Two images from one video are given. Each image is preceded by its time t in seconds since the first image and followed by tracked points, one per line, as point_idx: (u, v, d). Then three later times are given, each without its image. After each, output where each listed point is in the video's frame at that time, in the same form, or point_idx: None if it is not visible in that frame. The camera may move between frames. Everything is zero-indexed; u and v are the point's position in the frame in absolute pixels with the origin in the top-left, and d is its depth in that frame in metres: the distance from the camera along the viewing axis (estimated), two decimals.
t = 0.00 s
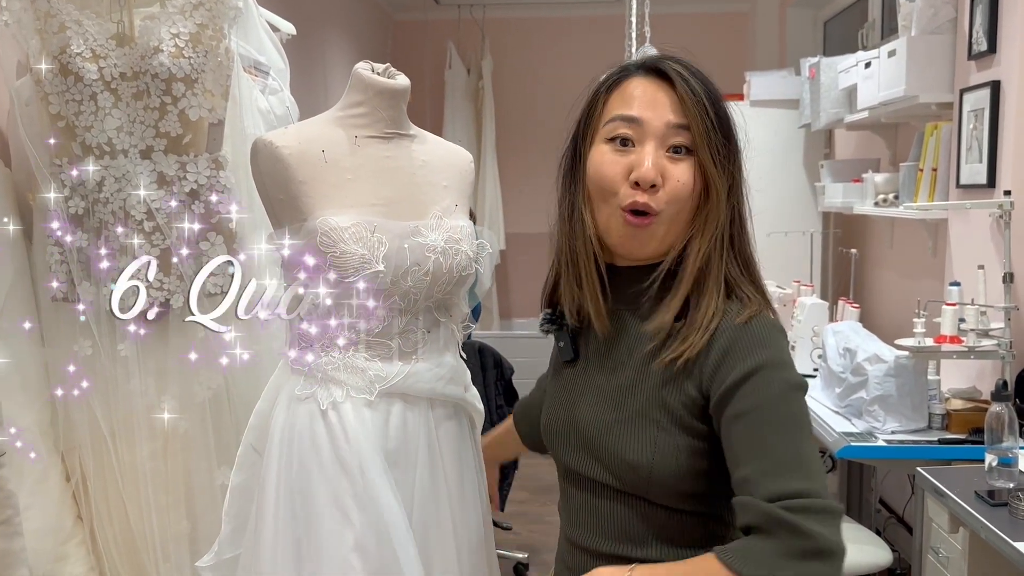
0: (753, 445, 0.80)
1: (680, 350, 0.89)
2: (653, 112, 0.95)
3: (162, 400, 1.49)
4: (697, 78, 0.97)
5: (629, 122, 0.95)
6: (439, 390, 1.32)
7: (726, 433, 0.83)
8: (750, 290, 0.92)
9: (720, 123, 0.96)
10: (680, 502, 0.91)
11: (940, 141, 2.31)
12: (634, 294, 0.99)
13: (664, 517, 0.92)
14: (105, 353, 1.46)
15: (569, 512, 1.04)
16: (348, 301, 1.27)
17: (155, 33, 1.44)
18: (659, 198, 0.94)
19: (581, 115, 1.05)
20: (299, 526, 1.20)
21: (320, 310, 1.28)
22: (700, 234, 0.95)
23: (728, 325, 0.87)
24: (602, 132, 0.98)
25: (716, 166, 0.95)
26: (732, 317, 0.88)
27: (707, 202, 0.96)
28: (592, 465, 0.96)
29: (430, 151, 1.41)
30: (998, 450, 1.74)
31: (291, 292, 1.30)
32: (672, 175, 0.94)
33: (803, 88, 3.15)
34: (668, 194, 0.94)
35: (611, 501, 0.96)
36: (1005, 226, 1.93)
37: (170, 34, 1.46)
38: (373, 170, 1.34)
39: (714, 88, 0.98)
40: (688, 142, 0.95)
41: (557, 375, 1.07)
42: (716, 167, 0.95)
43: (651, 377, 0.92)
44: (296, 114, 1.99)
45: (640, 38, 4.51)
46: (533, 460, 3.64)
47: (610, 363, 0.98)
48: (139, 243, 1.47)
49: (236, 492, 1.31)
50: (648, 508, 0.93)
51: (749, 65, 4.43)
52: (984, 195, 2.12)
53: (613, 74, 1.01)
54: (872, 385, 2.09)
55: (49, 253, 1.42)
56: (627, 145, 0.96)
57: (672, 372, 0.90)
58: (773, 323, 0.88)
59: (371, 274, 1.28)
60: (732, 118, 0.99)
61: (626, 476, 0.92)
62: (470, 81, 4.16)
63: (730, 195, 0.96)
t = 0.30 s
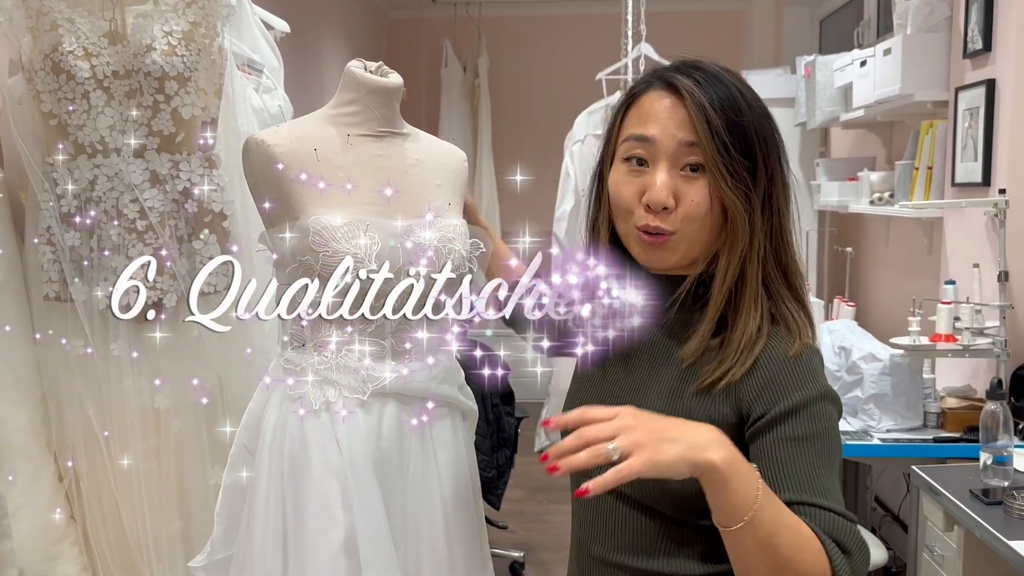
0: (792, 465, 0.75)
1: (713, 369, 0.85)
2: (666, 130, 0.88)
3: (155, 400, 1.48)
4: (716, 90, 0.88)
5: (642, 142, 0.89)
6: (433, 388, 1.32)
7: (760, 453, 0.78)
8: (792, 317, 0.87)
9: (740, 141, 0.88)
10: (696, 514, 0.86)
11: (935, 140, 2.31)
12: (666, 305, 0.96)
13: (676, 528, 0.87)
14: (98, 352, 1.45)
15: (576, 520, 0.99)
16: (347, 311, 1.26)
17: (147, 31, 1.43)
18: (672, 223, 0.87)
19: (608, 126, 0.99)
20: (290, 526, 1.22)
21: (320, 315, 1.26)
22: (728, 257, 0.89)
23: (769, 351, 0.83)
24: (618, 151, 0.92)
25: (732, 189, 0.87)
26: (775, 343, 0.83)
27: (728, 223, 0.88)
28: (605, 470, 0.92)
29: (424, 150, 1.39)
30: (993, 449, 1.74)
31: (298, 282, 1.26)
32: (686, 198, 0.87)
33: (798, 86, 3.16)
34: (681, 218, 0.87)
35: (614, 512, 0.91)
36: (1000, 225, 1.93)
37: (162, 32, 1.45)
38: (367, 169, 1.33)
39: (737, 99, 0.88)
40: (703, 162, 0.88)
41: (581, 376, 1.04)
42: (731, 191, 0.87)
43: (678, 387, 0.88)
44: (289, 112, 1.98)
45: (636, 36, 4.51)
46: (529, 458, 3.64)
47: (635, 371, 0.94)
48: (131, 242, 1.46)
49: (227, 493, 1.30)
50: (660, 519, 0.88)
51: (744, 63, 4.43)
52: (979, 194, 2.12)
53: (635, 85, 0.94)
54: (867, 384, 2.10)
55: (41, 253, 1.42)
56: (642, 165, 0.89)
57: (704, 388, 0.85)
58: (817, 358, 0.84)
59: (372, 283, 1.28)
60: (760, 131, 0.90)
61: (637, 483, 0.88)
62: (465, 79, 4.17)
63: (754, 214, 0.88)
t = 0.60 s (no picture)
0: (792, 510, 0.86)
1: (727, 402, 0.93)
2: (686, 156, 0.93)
3: (147, 400, 1.47)
4: (744, 125, 0.93)
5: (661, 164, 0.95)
6: (421, 388, 1.32)
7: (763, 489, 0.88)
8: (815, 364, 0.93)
9: (761, 174, 0.92)
10: (692, 532, 0.95)
11: (929, 138, 2.31)
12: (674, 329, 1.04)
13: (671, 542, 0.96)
14: (90, 352, 1.44)
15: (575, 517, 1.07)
16: (347, 311, 1.26)
17: (139, 30, 1.42)
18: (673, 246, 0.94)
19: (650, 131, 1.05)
20: (278, 529, 1.23)
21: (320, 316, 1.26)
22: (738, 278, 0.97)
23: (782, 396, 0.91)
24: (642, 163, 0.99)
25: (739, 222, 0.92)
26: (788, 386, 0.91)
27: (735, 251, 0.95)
28: (607, 483, 1.00)
29: (404, 147, 1.39)
30: (987, 447, 1.75)
31: (298, 282, 1.25)
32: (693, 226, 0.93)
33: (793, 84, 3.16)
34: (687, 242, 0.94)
35: (613, 525, 0.99)
36: (994, 224, 1.93)
37: (154, 30, 1.43)
38: (347, 167, 1.33)
39: (765, 133, 0.93)
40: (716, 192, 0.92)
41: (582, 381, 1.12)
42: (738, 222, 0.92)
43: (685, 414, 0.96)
44: (282, 110, 1.98)
45: (631, 35, 4.51)
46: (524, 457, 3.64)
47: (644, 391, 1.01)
48: (123, 241, 1.45)
49: (217, 495, 1.31)
50: (656, 533, 0.96)
51: (739, 62, 4.43)
52: (973, 192, 2.12)
53: (674, 102, 1.00)
54: (861, 382, 2.10)
55: (33, 252, 1.41)
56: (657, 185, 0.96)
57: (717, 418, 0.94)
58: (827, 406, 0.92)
59: (371, 283, 1.28)
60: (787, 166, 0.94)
61: (639, 500, 0.96)
62: (460, 78, 4.17)
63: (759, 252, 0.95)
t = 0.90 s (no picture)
0: (797, 510, 0.88)
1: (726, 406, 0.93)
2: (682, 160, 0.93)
3: (140, 399, 1.46)
4: (738, 126, 0.93)
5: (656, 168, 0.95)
6: (415, 386, 1.32)
7: (766, 492, 0.89)
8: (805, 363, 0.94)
9: (756, 175, 0.93)
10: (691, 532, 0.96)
11: (924, 137, 2.31)
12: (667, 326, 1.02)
13: (667, 541, 0.97)
14: (84, 351, 1.43)
15: (567, 517, 1.07)
16: (347, 311, 1.27)
17: (132, 28, 1.41)
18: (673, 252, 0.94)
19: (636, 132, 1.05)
20: (273, 528, 1.23)
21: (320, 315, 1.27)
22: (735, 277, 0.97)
23: (780, 397, 0.90)
24: (634, 168, 0.98)
25: (737, 224, 0.94)
26: (784, 387, 0.91)
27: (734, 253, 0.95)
28: (601, 485, 1.00)
29: (398, 145, 1.39)
30: (981, 445, 1.76)
31: (297, 282, 1.25)
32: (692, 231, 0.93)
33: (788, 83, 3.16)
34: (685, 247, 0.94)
35: (608, 527, 0.99)
36: (988, 223, 1.94)
37: (148, 29, 1.43)
38: (341, 166, 1.32)
39: (758, 134, 0.94)
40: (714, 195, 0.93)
41: (571, 381, 1.10)
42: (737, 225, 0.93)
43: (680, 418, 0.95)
44: (276, 109, 1.98)
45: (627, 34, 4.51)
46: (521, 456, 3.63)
47: (638, 393, 0.99)
48: (116, 240, 1.44)
49: (211, 496, 1.30)
50: (652, 534, 0.97)
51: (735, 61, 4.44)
52: (967, 190, 2.13)
53: (662, 104, 1.00)
54: (856, 381, 2.09)
55: (25, 252, 1.40)
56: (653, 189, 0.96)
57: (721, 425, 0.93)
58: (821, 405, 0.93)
59: (371, 283, 1.29)
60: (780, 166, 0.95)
61: (637, 503, 0.96)
62: (455, 77, 4.17)
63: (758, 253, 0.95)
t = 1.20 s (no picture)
0: (788, 504, 0.89)
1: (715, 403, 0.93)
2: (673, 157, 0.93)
3: (135, 399, 1.46)
4: (724, 120, 0.94)
5: (647, 168, 0.94)
6: (409, 385, 1.32)
7: (757, 487, 0.90)
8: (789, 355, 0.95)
9: (745, 168, 0.94)
10: (684, 530, 0.96)
11: (918, 136, 2.32)
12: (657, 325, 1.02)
13: (664, 541, 0.96)
14: (78, 351, 1.43)
15: (560, 518, 1.07)
16: (347, 311, 1.28)
17: (126, 27, 1.41)
18: (670, 250, 0.94)
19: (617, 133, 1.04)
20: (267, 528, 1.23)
21: (321, 316, 1.27)
22: (729, 272, 0.96)
23: (766, 392, 0.92)
24: (622, 168, 0.97)
25: (731, 218, 0.93)
26: (771, 382, 0.92)
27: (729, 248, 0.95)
28: (593, 486, 0.99)
29: (392, 144, 1.39)
30: (974, 442, 1.76)
31: (297, 282, 1.26)
32: (686, 228, 0.93)
33: (783, 82, 3.17)
34: (680, 245, 0.94)
35: (601, 527, 0.99)
36: (982, 221, 1.95)
37: (142, 28, 1.43)
38: (335, 165, 1.33)
39: (743, 127, 0.94)
40: (706, 191, 0.93)
41: (559, 383, 1.09)
42: (731, 219, 0.93)
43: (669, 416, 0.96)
44: (270, 108, 1.98)
45: (623, 32, 4.51)
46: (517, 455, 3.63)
47: (631, 394, 0.99)
48: (111, 239, 1.44)
49: (205, 495, 1.30)
50: (645, 533, 0.97)
51: (731, 59, 4.44)
52: (962, 189, 2.13)
53: (644, 103, 0.99)
54: (851, 378, 2.11)
55: (20, 251, 1.40)
56: (643, 188, 0.95)
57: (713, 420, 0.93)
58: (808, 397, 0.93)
59: (371, 282, 1.30)
60: (765, 157, 0.95)
61: (629, 503, 0.96)
62: (451, 76, 4.17)
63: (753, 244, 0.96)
